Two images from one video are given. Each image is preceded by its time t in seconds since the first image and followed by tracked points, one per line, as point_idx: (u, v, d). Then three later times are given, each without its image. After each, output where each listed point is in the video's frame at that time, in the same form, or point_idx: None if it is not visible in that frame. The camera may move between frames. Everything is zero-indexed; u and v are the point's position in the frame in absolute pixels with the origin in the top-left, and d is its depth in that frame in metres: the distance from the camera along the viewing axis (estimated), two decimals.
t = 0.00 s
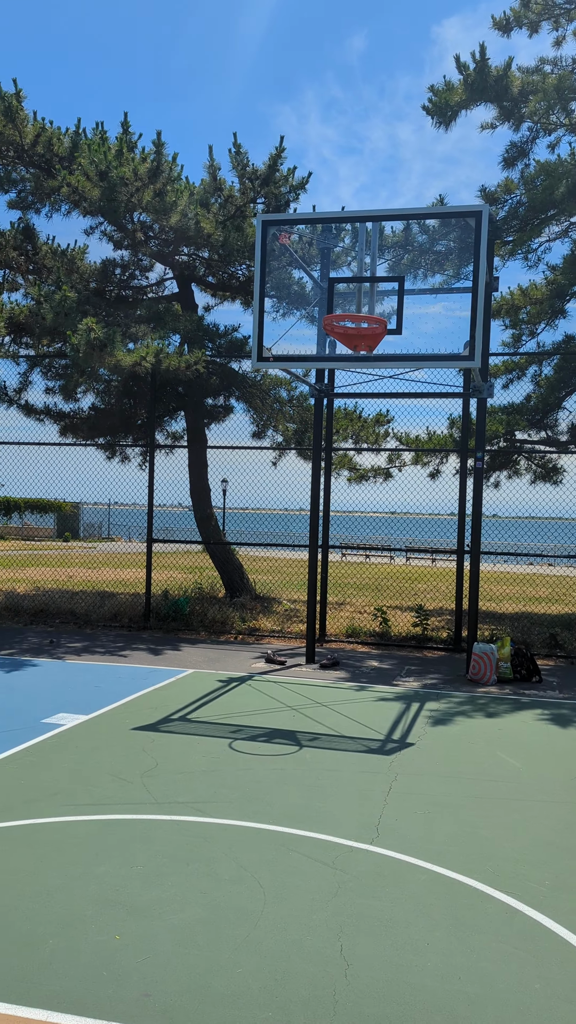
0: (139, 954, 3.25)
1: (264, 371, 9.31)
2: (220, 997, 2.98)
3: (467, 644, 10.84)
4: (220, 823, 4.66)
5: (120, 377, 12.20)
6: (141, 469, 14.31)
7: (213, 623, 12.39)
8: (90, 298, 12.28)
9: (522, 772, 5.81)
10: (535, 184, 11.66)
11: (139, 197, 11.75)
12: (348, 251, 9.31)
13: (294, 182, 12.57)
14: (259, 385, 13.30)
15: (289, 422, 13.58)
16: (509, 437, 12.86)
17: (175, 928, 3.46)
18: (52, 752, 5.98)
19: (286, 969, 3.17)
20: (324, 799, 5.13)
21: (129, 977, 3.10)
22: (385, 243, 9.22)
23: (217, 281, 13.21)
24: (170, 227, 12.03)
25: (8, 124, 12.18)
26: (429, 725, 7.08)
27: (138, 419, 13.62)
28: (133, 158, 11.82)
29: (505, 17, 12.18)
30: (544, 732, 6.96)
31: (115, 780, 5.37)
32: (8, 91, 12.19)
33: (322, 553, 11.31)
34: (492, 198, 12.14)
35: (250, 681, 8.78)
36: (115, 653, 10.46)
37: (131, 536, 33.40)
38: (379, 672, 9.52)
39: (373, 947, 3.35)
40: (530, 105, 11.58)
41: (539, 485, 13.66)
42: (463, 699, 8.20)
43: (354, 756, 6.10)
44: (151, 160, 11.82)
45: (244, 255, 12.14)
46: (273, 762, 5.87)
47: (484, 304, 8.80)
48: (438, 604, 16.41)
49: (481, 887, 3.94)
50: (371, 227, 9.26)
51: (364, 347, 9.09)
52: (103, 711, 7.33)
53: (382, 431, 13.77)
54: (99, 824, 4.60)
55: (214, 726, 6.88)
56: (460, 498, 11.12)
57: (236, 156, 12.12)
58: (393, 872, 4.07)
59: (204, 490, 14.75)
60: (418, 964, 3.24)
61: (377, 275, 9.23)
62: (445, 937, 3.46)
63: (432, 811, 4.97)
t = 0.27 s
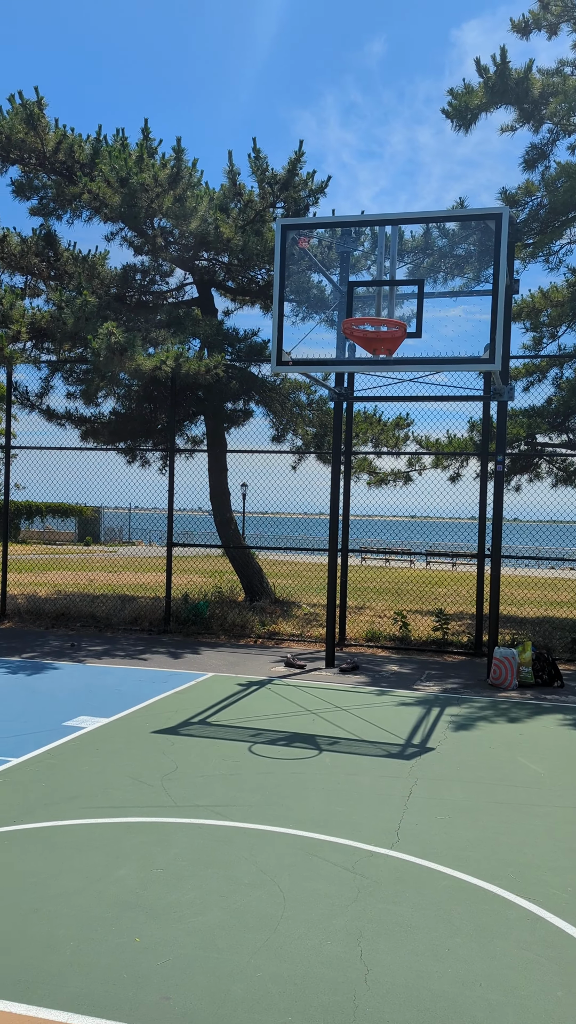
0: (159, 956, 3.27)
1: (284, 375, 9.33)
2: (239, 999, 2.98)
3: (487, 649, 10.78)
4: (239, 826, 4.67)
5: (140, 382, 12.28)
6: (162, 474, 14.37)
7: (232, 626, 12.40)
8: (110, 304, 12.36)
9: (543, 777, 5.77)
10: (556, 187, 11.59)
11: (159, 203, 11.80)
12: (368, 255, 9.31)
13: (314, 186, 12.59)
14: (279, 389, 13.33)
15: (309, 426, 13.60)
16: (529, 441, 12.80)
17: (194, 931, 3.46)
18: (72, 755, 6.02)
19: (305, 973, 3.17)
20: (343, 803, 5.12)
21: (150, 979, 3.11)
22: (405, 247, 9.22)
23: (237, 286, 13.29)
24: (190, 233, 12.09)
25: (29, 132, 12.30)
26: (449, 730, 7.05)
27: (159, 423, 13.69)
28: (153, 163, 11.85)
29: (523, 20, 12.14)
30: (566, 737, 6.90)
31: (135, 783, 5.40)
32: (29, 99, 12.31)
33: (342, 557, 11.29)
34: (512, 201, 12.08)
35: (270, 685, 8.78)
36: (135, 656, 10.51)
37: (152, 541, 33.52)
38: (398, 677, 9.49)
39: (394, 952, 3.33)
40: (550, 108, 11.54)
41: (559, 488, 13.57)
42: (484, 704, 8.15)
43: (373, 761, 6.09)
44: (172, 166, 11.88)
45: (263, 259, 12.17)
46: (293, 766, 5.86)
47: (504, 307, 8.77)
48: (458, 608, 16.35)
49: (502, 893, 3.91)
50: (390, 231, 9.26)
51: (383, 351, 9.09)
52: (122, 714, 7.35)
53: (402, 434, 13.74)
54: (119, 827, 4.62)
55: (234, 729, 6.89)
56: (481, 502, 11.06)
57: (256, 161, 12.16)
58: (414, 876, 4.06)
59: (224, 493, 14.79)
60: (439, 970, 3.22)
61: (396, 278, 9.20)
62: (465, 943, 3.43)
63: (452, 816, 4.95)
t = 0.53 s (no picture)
0: (176, 949, 3.27)
1: (300, 369, 9.31)
2: (257, 993, 2.98)
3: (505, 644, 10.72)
4: (256, 820, 4.67)
5: (158, 377, 12.30)
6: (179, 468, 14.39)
7: (249, 621, 12.41)
8: (128, 298, 12.38)
9: (562, 773, 5.73)
10: None
11: (176, 197, 11.79)
12: (385, 248, 9.27)
13: (331, 179, 12.53)
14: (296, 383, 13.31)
15: (326, 420, 13.58)
16: (548, 435, 12.70)
17: (211, 925, 3.47)
18: (90, 748, 6.04)
19: (322, 967, 3.16)
20: (360, 798, 5.11)
21: (167, 972, 3.11)
22: (423, 240, 9.19)
23: (254, 280, 13.27)
24: (207, 227, 12.08)
25: (47, 127, 12.32)
26: (467, 726, 7.02)
27: (176, 418, 13.71)
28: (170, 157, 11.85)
29: (542, 9, 12.01)
30: None
31: (152, 777, 5.41)
32: (47, 94, 12.33)
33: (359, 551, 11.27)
34: (532, 192, 11.95)
35: (287, 680, 8.78)
36: (152, 650, 10.53)
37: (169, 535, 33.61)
38: (416, 672, 9.46)
39: (411, 947, 3.32)
40: (570, 97, 11.40)
41: None
42: (502, 699, 8.10)
43: (390, 756, 6.07)
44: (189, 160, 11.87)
45: (280, 253, 12.14)
46: (310, 761, 5.86)
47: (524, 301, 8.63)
48: (476, 603, 16.28)
49: (521, 889, 3.88)
50: (408, 224, 9.19)
51: (401, 343, 9.07)
52: (140, 708, 7.38)
53: (420, 429, 13.68)
54: (136, 820, 4.63)
55: (250, 724, 6.89)
56: (499, 496, 10.99)
57: (272, 154, 12.11)
58: (432, 872, 4.04)
59: (240, 488, 14.80)
60: (457, 966, 3.20)
61: (414, 271, 9.19)
62: (483, 938, 3.41)
63: (471, 812, 4.92)
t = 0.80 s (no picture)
0: (196, 936, 3.29)
1: (320, 358, 9.27)
2: (276, 980, 2.99)
3: (525, 635, 10.66)
4: (275, 809, 4.68)
5: (177, 366, 12.30)
6: (198, 458, 14.40)
7: (268, 610, 12.42)
8: (147, 287, 12.38)
9: None
10: None
11: (196, 185, 11.75)
12: (406, 235, 9.15)
13: (351, 167, 12.42)
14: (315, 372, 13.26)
15: (345, 409, 13.54)
16: (570, 424, 12.57)
17: (230, 912, 3.48)
18: (110, 736, 6.08)
19: (341, 955, 3.16)
20: (379, 788, 5.10)
21: (187, 958, 3.13)
22: (445, 226, 9.05)
23: (274, 269, 13.22)
24: (227, 215, 12.04)
25: (67, 115, 12.31)
26: (486, 716, 6.98)
27: (195, 408, 13.71)
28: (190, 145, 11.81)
29: None
30: None
31: (172, 764, 5.43)
32: (68, 82, 12.32)
33: (379, 541, 11.23)
34: (555, 178, 11.79)
35: (305, 669, 8.79)
36: (172, 639, 10.58)
37: (188, 525, 33.70)
38: (435, 662, 9.43)
39: (431, 937, 3.32)
40: None
41: None
42: (522, 690, 8.06)
43: (409, 746, 6.06)
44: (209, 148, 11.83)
45: (300, 241, 12.07)
46: (329, 750, 5.86)
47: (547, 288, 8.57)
48: (496, 594, 16.20)
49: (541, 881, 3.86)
50: (430, 210, 9.09)
51: (421, 330, 9.02)
52: (159, 696, 7.41)
53: (440, 418, 13.60)
54: (156, 807, 4.66)
55: (269, 713, 6.90)
56: (520, 486, 10.90)
57: (293, 141, 12.03)
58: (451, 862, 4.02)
59: (259, 478, 14.79)
60: (477, 956, 3.19)
61: (436, 258, 9.09)
62: (503, 929, 3.40)
63: (490, 802, 4.90)
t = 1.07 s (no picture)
0: (225, 919, 3.29)
1: (347, 341, 9.19)
2: (306, 965, 2.99)
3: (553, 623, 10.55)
4: (303, 794, 4.67)
5: (203, 350, 12.26)
6: (223, 443, 14.38)
7: (293, 596, 12.41)
8: (174, 271, 12.33)
9: None
10: None
11: (223, 168, 11.69)
12: (434, 218, 9.04)
13: (380, 148, 12.26)
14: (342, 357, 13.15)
15: (371, 394, 13.42)
16: None
17: (258, 896, 3.48)
18: (138, 719, 6.10)
19: (370, 942, 3.15)
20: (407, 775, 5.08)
21: (216, 941, 3.13)
22: (474, 207, 8.92)
23: (300, 253, 13.12)
24: (254, 198, 11.95)
25: (95, 98, 12.27)
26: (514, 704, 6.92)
27: (221, 393, 13.68)
28: (217, 128, 11.72)
29: None
30: None
31: (200, 748, 5.45)
32: (95, 64, 12.26)
33: (405, 527, 11.15)
34: None
35: (331, 655, 8.77)
36: (198, 623, 10.61)
37: (214, 511, 33.77)
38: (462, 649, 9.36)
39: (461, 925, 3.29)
40: None
41: None
42: (550, 678, 7.98)
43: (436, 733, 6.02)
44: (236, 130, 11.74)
45: (327, 224, 11.95)
46: (356, 736, 5.84)
47: None
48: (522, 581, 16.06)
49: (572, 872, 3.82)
50: (460, 192, 8.95)
51: (451, 313, 8.90)
52: (186, 680, 7.43)
53: (467, 403, 13.46)
54: (184, 791, 4.67)
55: (296, 698, 6.89)
56: (549, 472, 10.76)
57: (320, 123, 11.90)
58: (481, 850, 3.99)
59: (285, 463, 14.74)
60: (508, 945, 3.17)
61: (466, 240, 8.93)
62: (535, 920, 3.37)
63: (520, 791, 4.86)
